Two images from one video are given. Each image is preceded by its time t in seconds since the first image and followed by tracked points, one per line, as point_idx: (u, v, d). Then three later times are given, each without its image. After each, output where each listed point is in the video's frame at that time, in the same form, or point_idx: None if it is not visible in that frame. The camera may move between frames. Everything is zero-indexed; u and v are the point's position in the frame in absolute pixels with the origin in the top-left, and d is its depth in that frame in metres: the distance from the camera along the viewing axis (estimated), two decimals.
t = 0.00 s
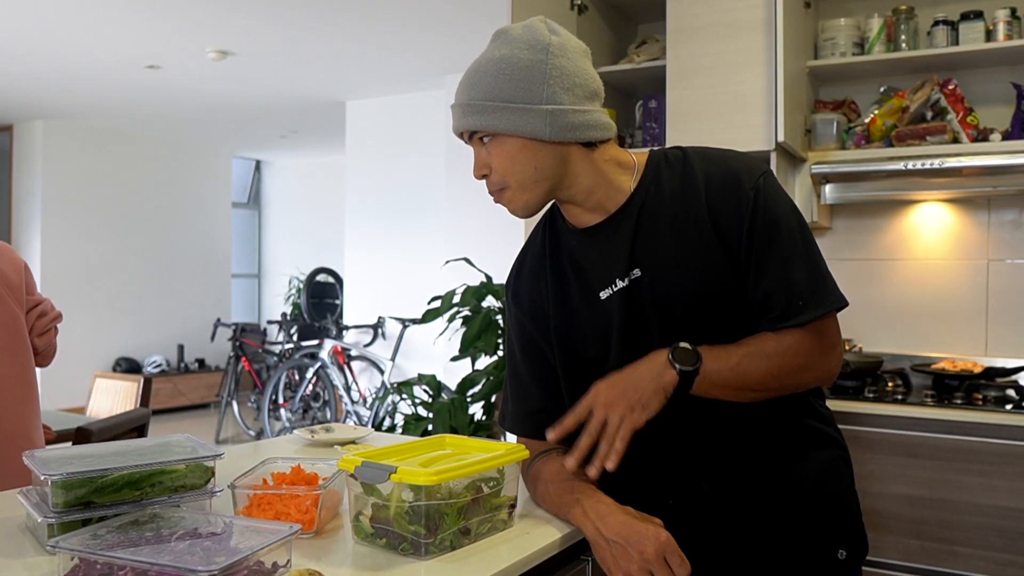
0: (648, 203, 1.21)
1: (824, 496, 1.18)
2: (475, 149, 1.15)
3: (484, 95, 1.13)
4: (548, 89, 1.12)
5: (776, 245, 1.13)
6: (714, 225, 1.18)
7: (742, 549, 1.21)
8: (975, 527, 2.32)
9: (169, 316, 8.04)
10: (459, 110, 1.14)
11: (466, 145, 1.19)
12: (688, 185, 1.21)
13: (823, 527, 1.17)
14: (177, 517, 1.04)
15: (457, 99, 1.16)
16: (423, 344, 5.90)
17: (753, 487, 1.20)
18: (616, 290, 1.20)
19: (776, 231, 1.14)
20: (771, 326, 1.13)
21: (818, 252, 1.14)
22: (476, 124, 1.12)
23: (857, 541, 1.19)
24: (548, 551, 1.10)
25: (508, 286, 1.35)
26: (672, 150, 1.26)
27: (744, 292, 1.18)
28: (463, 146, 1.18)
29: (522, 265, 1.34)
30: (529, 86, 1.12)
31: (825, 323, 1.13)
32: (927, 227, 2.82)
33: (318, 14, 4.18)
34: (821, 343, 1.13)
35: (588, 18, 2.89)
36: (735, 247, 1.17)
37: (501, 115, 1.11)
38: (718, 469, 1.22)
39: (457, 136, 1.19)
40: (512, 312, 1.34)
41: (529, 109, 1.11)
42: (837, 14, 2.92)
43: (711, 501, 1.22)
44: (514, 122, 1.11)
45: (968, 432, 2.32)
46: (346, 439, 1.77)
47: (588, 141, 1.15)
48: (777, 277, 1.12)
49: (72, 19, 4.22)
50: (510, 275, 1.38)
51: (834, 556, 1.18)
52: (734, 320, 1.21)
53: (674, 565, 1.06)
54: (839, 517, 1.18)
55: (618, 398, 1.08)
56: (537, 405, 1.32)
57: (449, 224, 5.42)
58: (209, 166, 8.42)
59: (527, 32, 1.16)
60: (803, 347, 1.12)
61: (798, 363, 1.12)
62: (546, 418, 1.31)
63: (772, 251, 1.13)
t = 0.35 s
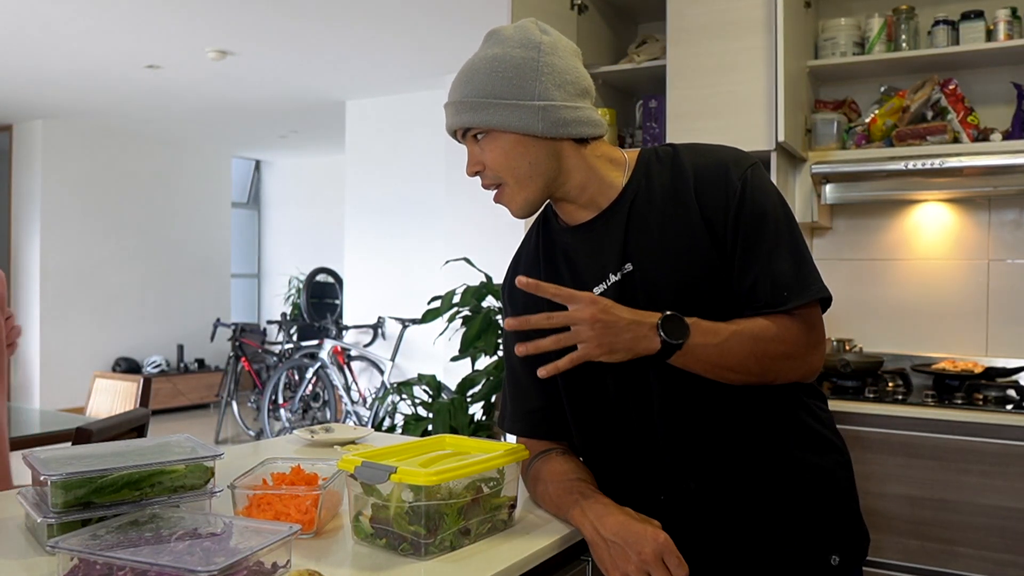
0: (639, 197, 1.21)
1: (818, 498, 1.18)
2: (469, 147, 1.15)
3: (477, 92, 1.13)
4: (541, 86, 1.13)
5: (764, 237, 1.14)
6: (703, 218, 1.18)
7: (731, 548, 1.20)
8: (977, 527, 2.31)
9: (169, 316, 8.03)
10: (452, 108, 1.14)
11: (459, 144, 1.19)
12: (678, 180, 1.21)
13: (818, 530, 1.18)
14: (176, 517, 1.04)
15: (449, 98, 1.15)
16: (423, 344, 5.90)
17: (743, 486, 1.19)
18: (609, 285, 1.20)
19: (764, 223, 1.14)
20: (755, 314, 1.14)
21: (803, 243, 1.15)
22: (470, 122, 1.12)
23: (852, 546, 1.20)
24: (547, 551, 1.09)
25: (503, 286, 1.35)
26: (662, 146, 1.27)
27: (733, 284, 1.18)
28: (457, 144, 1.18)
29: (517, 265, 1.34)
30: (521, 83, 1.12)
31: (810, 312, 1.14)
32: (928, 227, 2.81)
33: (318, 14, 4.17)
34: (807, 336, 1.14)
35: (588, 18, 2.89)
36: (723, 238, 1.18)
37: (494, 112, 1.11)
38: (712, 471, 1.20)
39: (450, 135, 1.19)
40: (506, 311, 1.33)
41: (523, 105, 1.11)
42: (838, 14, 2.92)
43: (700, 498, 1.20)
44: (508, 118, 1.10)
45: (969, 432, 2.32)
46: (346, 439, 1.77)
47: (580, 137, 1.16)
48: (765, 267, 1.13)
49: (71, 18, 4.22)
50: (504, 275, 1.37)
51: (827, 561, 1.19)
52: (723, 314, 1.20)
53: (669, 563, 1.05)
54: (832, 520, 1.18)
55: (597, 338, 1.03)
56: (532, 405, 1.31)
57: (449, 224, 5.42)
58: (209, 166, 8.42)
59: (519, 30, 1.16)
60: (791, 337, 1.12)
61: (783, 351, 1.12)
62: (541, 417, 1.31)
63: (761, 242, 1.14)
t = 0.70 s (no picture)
0: (639, 195, 1.20)
1: (818, 498, 1.18)
2: (471, 146, 1.15)
3: (479, 91, 1.12)
4: (544, 85, 1.13)
5: (764, 234, 1.14)
6: (703, 216, 1.18)
7: (730, 547, 1.20)
8: (978, 527, 2.31)
9: (168, 316, 8.03)
10: (454, 108, 1.14)
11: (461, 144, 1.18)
12: (678, 178, 1.21)
13: (818, 532, 1.18)
14: (176, 518, 1.04)
15: (451, 97, 1.15)
16: (423, 344, 5.90)
17: (743, 485, 1.19)
18: (610, 284, 1.20)
19: (764, 220, 1.14)
20: (755, 312, 1.13)
21: (804, 240, 1.15)
22: (472, 121, 1.12)
23: (851, 545, 1.20)
24: (547, 550, 1.09)
25: (502, 286, 1.35)
26: (661, 146, 1.27)
27: (733, 281, 1.17)
28: (458, 144, 1.17)
29: (516, 265, 1.34)
30: (523, 82, 1.12)
31: (810, 308, 1.13)
32: (929, 227, 2.81)
33: (318, 14, 4.17)
34: (807, 332, 1.13)
35: (589, 18, 2.89)
36: (723, 235, 1.17)
37: (497, 111, 1.11)
38: (712, 470, 1.20)
39: (451, 136, 1.18)
40: (506, 311, 1.33)
41: (525, 104, 1.11)
42: (838, 14, 2.92)
43: (700, 497, 1.20)
44: (511, 117, 1.10)
45: (970, 432, 2.32)
46: (346, 439, 1.77)
47: (583, 136, 1.16)
48: (765, 263, 1.13)
49: (71, 18, 4.21)
50: (504, 275, 1.37)
51: (827, 561, 1.19)
52: (724, 311, 1.20)
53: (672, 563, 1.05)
54: (832, 520, 1.18)
55: (594, 349, 1.03)
56: (532, 404, 1.31)
57: (449, 224, 5.41)
58: (208, 166, 8.41)
59: (520, 29, 1.17)
60: (791, 335, 1.11)
61: (783, 350, 1.11)
62: (540, 417, 1.30)
63: (761, 239, 1.14)
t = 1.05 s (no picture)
0: (647, 195, 1.20)
1: (823, 495, 1.18)
2: (476, 151, 1.15)
3: (483, 95, 1.12)
4: (547, 86, 1.12)
5: (771, 234, 1.14)
6: (711, 216, 1.18)
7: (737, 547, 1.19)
8: (978, 528, 2.31)
9: (168, 316, 8.02)
10: (457, 112, 1.13)
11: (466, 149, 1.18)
12: (684, 178, 1.21)
13: (823, 529, 1.18)
14: (176, 518, 1.03)
15: (454, 102, 1.15)
16: (423, 344, 5.90)
17: (750, 484, 1.19)
18: (616, 284, 1.20)
19: (772, 221, 1.15)
20: (763, 311, 1.14)
21: (810, 240, 1.15)
22: (476, 125, 1.12)
23: (854, 544, 1.20)
24: (549, 550, 1.09)
25: (505, 287, 1.34)
26: (665, 147, 1.27)
27: (740, 281, 1.18)
28: (463, 148, 1.17)
29: (520, 265, 1.33)
30: (527, 84, 1.12)
31: (817, 307, 1.13)
32: (929, 227, 2.81)
33: (319, 14, 4.17)
34: (814, 330, 1.14)
35: (589, 17, 2.89)
36: (730, 235, 1.17)
37: (502, 114, 1.10)
38: (719, 469, 1.19)
39: (456, 140, 1.18)
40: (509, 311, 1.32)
41: (529, 106, 1.10)
42: (838, 13, 2.92)
43: (707, 497, 1.19)
44: (515, 120, 1.10)
45: (970, 433, 2.32)
46: (345, 439, 1.76)
47: (588, 137, 1.15)
48: (774, 263, 1.13)
49: (70, 17, 4.21)
50: (506, 276, 1.37)
51: (831, 558, 1.19)
52: (731, 311, 1.20)
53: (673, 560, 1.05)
54: (839, 515, 1.19)
55: (603, 348, 1.03)
56: (534, 404, 1.30)
57: (450, 224, 5.41)
58: (208, 166, 8.41)
59: (522, 32, 1.16)
60: (799, 333, 1.12)
61: (792, 349, 1.11)
62: (542, 417, 1.30)
63: (768, 239, 1.14)
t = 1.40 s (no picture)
0: (653, 194, 1.20)
1: (825, 491, 1.18)
2: (482, 152, 1.14)
3: (489, 96, 1.12)
4: (553, 86, 1.12)
5: (777, 233, 1.14)
6: (718, 215, 1.18)
7: (742, 545, 1.19)
8: (978, 528, 2.31)
9: (167, 316, 8.02)
10: (464, 113, 1.13)
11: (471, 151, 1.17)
12: (690, 178, 1.21)
13: (825, 525, 1.18)
14: (176, 518, 1.03)
15: (461, 103, 1.14)
16: (422, 344, 5.90)
17: (762, 477, 1.18)
18: (623, 283, 1.19)
19: (777, 221, 1.15)
20: (767, 309, 1.14)
21: (814, 240, 1.16)
22: (483, 127, 1.11)
23: (857, 539, 1.19)
24: (550, 550, 1.09)
25: (508, 287, 1.34)
26: (669, 147, 1.27)
27: (746, 280, 1.17)
28: (470, 151, 1.16)
29: (523, 265, 1.32)
30: (533, 84, 1.12)
31: (821, 305, 1.14)
32: (930, 226, 2.81)
33: (318, 13, 4.16)
34: (817, 327, 1.14)
35: (589, 17, 2.88)
36: (737, 235, 1.17)
37: (509, 114, 1.10)
38: (724, 467, 1.19)
39: (461, 142, 1.18)
40: (512, 312, 1.31)
41: (536, 106, 1.10)
42: (838, 13, 2.92)
43: (713, 495, 1.19)
44: (523, 120, 1.10)
45: (970, 433, 2.31)
46: (345, 439, 1.76)
47: (593, 137, 1.15)
48: (781, 261, 1.13)
49: (69, 17, 4.21)
50: (509, 276, 1.36)
51: (834, 555, 1.18)
52: (735, 310, 1.19)
53: (675, 549, 1.05)
54: (840, 512, 1.19)
55: (609, 347, 1.04)
56: (536, 404, 1.30)
57: (450, 224, 5.40)
58: (208, 165, 8.40)
59: (525, 34, 1.16)
60: (802, 331, 1.12)
61: (796, 345, 1.12)
62: (544, 417, 1.29)
63: (774, 238, 1.14)
